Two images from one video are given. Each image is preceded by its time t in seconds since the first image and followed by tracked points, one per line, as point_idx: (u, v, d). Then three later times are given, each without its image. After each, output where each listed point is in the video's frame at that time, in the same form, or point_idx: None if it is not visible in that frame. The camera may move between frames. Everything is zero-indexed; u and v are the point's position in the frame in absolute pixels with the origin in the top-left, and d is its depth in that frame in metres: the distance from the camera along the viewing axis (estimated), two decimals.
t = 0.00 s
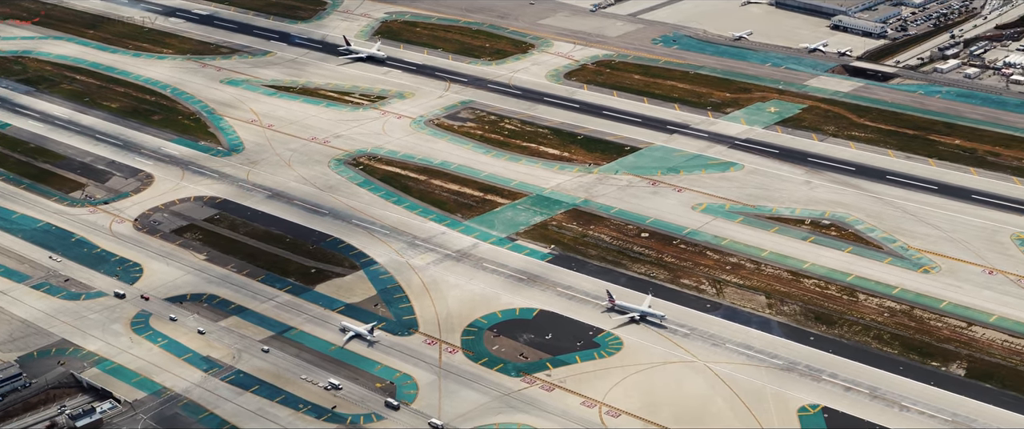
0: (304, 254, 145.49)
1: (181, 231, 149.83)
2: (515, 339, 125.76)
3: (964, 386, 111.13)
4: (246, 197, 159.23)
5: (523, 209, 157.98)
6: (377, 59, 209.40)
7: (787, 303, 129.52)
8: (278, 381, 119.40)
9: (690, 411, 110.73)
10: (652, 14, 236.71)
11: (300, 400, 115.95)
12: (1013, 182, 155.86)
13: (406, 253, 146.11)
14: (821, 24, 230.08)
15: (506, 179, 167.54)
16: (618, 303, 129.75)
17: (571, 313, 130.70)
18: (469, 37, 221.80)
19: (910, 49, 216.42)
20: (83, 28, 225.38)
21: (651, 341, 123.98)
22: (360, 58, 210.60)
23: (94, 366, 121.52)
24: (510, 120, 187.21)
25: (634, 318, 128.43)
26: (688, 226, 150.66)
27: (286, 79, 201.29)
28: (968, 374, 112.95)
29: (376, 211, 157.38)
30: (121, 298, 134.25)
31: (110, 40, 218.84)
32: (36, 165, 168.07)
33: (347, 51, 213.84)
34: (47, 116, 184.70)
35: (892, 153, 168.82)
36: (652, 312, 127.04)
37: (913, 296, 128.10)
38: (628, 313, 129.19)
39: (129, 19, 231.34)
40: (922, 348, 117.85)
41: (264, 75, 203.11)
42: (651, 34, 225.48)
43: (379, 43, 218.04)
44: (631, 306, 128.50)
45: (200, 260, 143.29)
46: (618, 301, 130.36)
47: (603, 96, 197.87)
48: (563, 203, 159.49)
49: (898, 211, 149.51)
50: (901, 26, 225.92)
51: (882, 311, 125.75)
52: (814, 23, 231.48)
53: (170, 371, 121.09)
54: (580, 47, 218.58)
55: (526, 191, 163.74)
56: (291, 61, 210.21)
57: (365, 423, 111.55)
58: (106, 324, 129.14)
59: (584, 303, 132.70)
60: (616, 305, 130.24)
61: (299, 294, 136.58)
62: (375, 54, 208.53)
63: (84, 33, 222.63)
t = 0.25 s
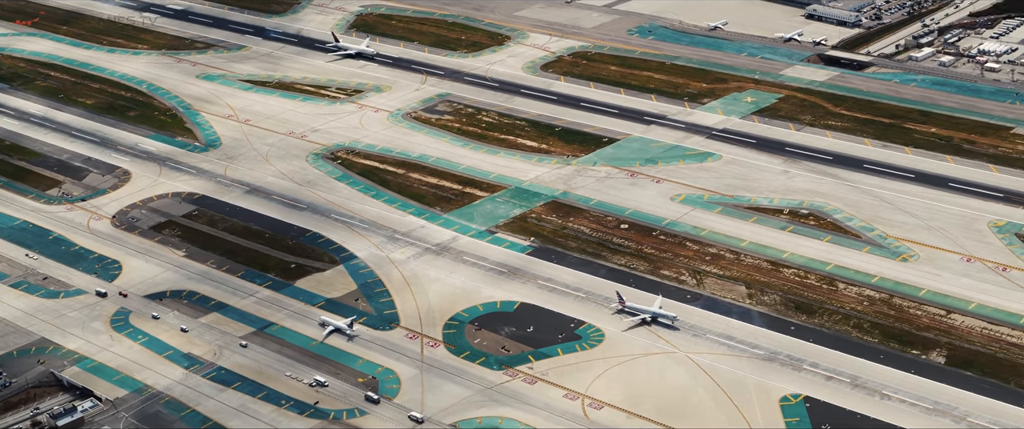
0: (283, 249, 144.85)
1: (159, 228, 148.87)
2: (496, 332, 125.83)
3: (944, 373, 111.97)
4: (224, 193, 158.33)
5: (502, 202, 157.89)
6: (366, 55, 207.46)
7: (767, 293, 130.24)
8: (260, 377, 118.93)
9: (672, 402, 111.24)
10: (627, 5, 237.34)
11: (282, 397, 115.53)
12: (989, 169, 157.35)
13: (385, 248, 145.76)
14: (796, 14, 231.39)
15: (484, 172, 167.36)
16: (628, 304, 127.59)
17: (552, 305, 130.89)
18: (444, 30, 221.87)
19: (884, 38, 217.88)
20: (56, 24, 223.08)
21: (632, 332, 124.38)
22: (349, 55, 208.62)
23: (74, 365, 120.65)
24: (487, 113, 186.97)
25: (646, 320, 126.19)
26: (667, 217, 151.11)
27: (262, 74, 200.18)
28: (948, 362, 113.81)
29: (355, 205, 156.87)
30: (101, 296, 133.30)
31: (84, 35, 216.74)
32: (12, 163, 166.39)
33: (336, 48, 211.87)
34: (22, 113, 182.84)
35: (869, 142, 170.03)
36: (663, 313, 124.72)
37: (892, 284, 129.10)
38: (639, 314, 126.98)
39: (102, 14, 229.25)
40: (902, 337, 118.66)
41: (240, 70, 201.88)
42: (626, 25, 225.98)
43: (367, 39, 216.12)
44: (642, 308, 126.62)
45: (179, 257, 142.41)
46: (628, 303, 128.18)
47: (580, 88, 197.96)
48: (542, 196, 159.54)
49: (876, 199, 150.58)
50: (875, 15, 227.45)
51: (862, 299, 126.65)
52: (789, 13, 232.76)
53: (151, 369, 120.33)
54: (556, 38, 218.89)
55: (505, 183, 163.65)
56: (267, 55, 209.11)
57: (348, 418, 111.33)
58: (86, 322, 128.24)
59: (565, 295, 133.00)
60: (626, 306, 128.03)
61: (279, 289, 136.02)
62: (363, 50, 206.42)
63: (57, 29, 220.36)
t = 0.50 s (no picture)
0: (260, 245, 143.57)
1: (134, 225, 147.19)
2: (475, 327, 125.21)
3: (925, 363, 112.13)
4: (199, 189, 156.78)
5: (479, 195, 157.20)
6: (353, 52, 205.56)
7: (747, 284, 130.34)
8: (239, 374, 117.80)
9: (654, 395, 111.06)
10: None
11: (261, 394, 114.45)
12: (965, 158, 158.19)
13: (363, 243, 144.74)
14: (770, 5, 232.22)
15: (461, 165, 166.56)
16: (637, 307, 125.34)
17: (531, 299, 130.43)
18: (418, 22, 221.53)
19: (858, 28, 218.83)
20: (25, 20, 220.10)
21: (612, 325, 124.10)
22: (335, 51, 206.66)
23: (50, 364, 119.08)
24: (463, 106, 186.13)
25: (654, 322, 123.86)
26: (645, 209, 150.91)
27: (235, 68, 198.50)
28: (928, 351, 113.97)
29: (331, 200, 155.71)
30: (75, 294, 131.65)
31: (54, 31, 213.96)
32: None
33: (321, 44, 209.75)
34: None
35: (845, 132, 170.61)
36: (673, 315, 122.44)
37: (871, 274, 129.46)
38: (647, 316, 124.66)
39: (72, 9, 226.48)
40: (882, 327, 118.82)
41: (213, 64, 200.01)
42: (600, 17, 226.03)
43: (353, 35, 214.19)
44: (651, 309, 123.98)
45: (154, 253, 140.87)
46: (637, 305, 125.95)
47: (556, 80, 197.41)
48: (519, 189, 158.97)
49: (853, 189, 151.00)
50: (849, 5, 228.44)
51: (841, 290, 126.95)
52: (762, 4, 233.58)
53: (128, 367, 118.93)
54: (530, 31, 218.72)
55: (482, 177, 162.91)
56: (239, 49, 207.36)
57: (328, 415, 110.44)
58: (61, 321, 126.63)
59: (545, 289, 132.58)
60: (634, 308, 125.77)
61: (256, 285, 134.81)
62: (350, 47, 204.82)
63: (26, 25, 217.42)
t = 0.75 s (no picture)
0: (233, 240, 142.21)
1: (105, 220, 145.48)
2: (452, 320, 124.60)
3: (901, 350, 112.34)
4: (171, 183, 155.17)
5: (453, 187, 156.45)
6: (338, 46, 203.25)
7: (723, 274, 130.52)
8: (214, 370, 116.64)
9: (632, 387, 110.93)
10: None
11: (237, 390, 113.35)
12: (938, 145, 159.03)
13: (337, 236, 143.68)
14: None
15: (434, 157, 165.72)
16: (646, 307, 122.51)
17: (507, 291, 129.98)
18: (389, 14, 221.28)
19: (830, 17, 219.82)
20: None
21: (589, 317, 123.90)
22: (320, 46, 204.38)
23: (22, 362, 117.49)
24: (435, 98, 185.24)
25: (664, 323, 121.14)
26: (620, 200, 150.73)
27: (205, 62, 196.74)
28: (905, 339, 114.12)
29: (304, 193, 154.50)
30: (47, 292, 130.01)
31: (21, 25, 211.20)
32: None
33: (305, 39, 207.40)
34: None
35: (819, 120, 171.16)
36: (682, 316, 119.63)
37: (847, 263, 129.86)
38: (657, 317, 121.88)
39: (39, 3, 223.74)
40: (858, 316, 119.08)
41: (183, 58, 198.09)
42: (572, 7, 226.23)
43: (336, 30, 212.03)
44: (660, 310, 121.18)
45: (126, 249, 139.27)
46: (645, 306, 123.15)
47: (529, 71, 196.77)
48: (494, 181, 158.38)
49: (828, 178, 151.47)
50: None
51: (817, 278, 127.41)
52: None
53: (102, 364, 117.50)
54: (502, 21, 218.50)
55: (456, 169, 162.10)
56: (209, 42, 205.52)
57: (304, 410, 109.57)
58: (33, 319, 125.01)
59: (521, 281, 132.10)
60: (643, 309, 122.93)
61: (229, 280, 133.54)
62: (334, 42, 202.56)
63: None
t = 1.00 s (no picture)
0: (204, 233, 140.53)
1: (74, 214, 143.48)
2: (424, 311, 123.92)
3: (871, 338, 112.91)
4: (140, 177, 153.29)
5: (425, 178, 155.51)
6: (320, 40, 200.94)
7: (694, 263, 130.70)
8: (187, 365, 115.22)
9: (604, 377, 110.84)
10: None
11: (209, 384, 112.04)
12: (907, 133, 160.10)
13: (308, 229, 142.41)
14: None
15: (405, 148, 164.65)
16: (649, 307, 120.30)
17: (479, 282, 129.43)
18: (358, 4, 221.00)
19: (799, 6, 220.69)
20: None
21: (562, 307, 123.66)
22: (303, 40, 202.24)
23: None
24: (405, 88, 184.10)
25: (668, 321, 119.02)
26: (591, 190, 150.51)
27: (175, 54, 194.59)
28: (875, 327, 114.65)
29: (274, 185, 153.05)
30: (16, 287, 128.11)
31: None
32: None
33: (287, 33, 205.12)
34: None
35: (788, 108, 171.72)
36: (687, 314, 117.49)
37: (818, 251, 130.45)
38: (661, 316, 119.71)
39: None
40: (829, 303, 119.62)
41: (152, 50, 195.77)
42: None
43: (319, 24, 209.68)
44: (664, 308, 119.12)
45: (96, 243, 137.40)
46: (649, 305, 120.94)
47: (499, 61, 195.84)
48: (465, 171, 157.59)
49: (798, 166, 152.09)
50: None
51: (788, 266, 127.84)
52: None
53: (73, 360, 115.75)
54: (472, 11, 218.10)
55: (427, 160, 161.19)
56: (179, 34, 203.37)
57: (277, 404, 108.54)
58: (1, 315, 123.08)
59: (494, 272, 131.58)
60: (647, 308, 120.73)
61: (201, 274, 131.98)
62: (318, 35, 200.40)
63: None
